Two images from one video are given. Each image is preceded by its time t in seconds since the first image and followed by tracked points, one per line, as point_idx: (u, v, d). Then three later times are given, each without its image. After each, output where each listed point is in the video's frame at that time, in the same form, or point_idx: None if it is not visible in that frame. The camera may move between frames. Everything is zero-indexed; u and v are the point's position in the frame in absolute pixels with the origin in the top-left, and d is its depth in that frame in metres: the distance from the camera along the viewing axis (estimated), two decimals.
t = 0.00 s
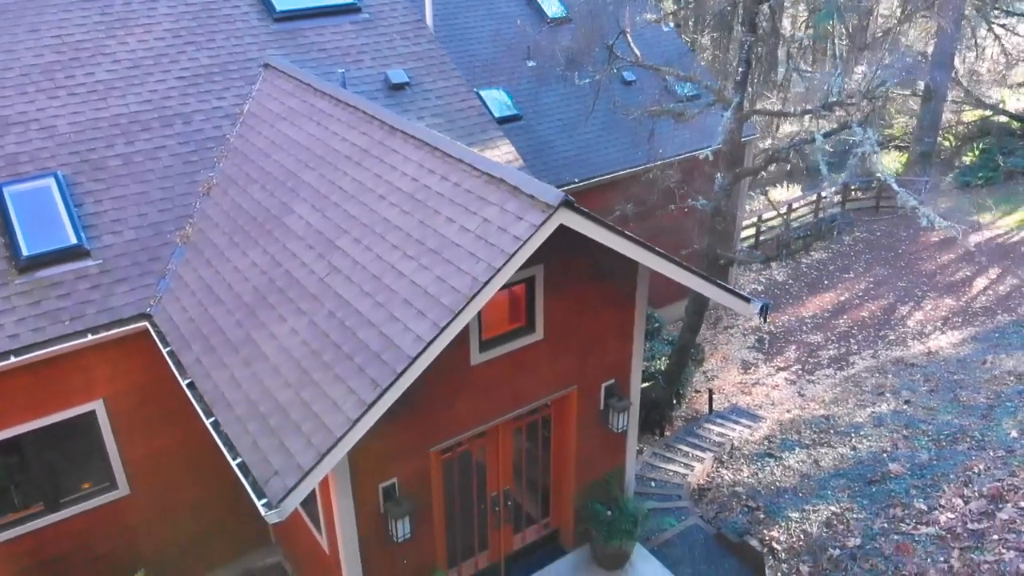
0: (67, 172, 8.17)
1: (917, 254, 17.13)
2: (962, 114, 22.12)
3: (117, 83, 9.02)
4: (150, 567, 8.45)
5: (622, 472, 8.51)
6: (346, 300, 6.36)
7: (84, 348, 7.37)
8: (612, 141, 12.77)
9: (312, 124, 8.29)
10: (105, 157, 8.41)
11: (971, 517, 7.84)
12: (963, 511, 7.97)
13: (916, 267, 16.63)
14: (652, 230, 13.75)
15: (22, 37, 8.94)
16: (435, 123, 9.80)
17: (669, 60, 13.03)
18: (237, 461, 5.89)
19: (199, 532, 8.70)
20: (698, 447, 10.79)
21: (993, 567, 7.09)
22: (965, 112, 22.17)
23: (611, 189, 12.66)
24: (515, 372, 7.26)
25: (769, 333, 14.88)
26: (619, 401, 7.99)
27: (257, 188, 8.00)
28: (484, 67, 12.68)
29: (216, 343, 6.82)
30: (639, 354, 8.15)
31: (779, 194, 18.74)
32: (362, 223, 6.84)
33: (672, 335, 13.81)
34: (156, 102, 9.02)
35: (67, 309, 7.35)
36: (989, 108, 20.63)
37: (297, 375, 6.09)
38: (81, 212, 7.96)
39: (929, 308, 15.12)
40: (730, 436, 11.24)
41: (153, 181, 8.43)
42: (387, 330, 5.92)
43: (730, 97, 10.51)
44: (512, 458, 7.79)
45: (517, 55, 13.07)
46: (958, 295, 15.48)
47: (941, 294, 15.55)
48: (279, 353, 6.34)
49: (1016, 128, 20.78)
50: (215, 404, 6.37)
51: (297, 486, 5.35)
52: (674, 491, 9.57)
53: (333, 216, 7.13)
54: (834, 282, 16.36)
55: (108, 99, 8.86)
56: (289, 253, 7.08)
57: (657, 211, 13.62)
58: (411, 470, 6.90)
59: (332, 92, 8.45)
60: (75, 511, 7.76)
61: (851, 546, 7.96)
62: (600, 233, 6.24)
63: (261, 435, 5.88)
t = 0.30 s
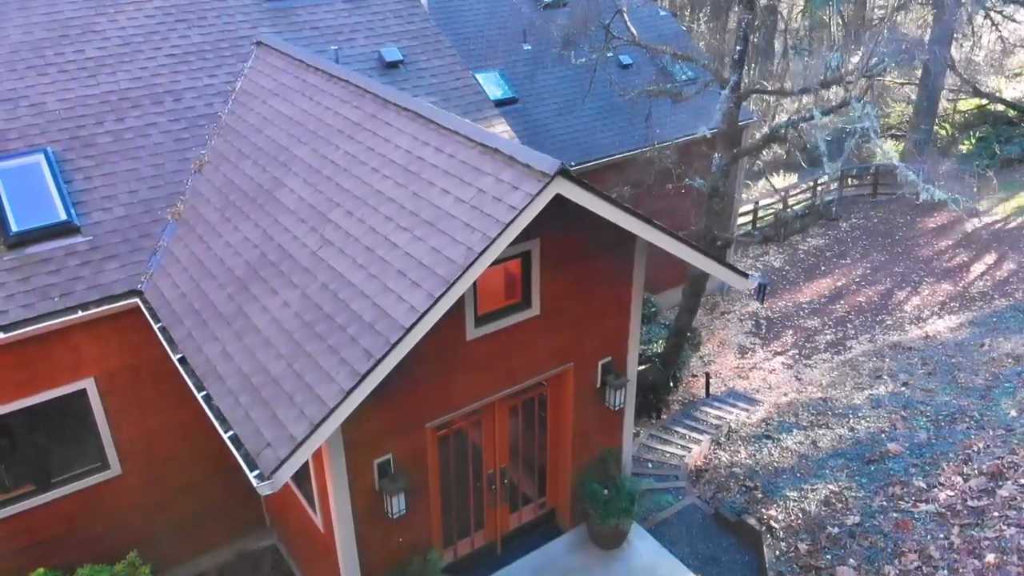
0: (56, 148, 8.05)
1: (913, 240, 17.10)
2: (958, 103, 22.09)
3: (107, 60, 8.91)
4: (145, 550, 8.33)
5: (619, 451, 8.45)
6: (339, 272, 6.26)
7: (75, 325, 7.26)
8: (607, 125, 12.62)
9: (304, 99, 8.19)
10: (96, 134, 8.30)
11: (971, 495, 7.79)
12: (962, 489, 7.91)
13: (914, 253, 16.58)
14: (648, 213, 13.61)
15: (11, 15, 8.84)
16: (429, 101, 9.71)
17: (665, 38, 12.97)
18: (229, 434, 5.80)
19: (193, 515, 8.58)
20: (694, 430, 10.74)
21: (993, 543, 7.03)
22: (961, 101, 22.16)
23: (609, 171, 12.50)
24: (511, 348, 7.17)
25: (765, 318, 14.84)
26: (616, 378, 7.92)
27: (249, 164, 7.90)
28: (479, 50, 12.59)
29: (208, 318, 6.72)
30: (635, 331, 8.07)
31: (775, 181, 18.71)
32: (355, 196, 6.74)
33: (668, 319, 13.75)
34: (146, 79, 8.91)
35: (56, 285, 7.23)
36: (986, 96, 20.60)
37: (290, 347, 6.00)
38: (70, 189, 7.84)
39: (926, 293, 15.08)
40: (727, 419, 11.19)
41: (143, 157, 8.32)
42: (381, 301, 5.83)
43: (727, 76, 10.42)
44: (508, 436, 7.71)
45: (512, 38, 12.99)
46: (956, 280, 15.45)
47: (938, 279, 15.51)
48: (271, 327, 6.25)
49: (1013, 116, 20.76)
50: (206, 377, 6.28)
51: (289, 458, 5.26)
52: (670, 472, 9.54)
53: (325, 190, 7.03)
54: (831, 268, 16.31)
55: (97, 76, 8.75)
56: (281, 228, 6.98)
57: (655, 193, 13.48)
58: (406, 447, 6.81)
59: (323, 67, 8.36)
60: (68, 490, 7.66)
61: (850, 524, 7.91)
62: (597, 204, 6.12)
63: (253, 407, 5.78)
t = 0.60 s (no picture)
0: (46, 125, 7.92)
1: (911, 226, 17.04)
2: (955, 92, 22.05)
3: (97, 37, 8.82)
4: (136, 531, 8.23)
5: (615, 430, 8.38)
6: (332, 245, 6.17)
7: (64, 302, 7.13)
8: (604, 107, 12.52)
9: (297, 74, 8.09)
10: (85, 110, 8.18)
11: (971, 472, 7.73)
12: (962, 467, 7.86)
13: (911, 239, 16.52)
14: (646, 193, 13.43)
15: None
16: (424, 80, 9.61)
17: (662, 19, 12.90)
18: (220, 406, 5.72)
19: (185, 497, 8.47)
20: (691, 412, 10.66)
21: (993, 520, 6.97)
22: (958, 90, 22.11)
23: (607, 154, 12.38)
24: (507, 323, 7.09)
25: (762, 304, 14.78)
26: (613, 355, 7.85)
27: (241, 139, 7.79)
28: (474, 33, 12.50)
29: (199, 293, 6.62)
30: (632, 308, 8.00)
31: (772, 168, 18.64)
32: (348, 168, 6.64)
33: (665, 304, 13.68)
34: (137, 56, 8.81)
35: (46, 261, 7.10)
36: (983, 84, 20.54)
37: (282, 319, 5.90)
38: (60, 165, 7.72)
39: (923, 279, 15.03)
40: (724, 402, 11.12)
41: (134, 134, 8.20)
42: (374, 273, 5.73)
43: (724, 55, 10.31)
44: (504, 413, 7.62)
45: (507, 21, 12.89)
46: (953, 266, 15.39)
47: (935, 265, 15.46)
48: (263, 299, 6.15)
49: (1010, 105, 20.72)
50: (198, 351, 6.19)
51: (282, 428, 5.17)
52: (668, 453, 9.56)
53: (318, 163, 6.93)
54: (828, 254, 16.25)
55: (88, 53, 8.64)
56: (273, 201, 6.88)
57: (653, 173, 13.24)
58: (401, 422, 6.72)
59: (317, 43, 8.27)
60: (58, 471, 7.55)
61: (849, 502, 7.84)
62: (594, 174, 6.03)
63: (245, 379, 5.69)
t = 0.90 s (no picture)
0: (35, 101, 7.80)
1: (908, 213, 16.99)
2: (951, 81, 22.02)
3: (89, 13, 8.77)
4: (129, 512, 8.15)
5: (612, 409, 8.31)
6: (325, 216, 6.08)
7: (55, 278, 7.02)
8: (601, 90, 12.42)
9: (289, 49, 7.99)
10: (76, 87, 8.06)
11: (971, 450, 7.67)
12: (963, 445, 7.80)
13: (909, 226, 16.46)
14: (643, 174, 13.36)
15: None
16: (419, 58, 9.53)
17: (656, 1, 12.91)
18: (212, 378, 5.63)
19: (180, 477, 8.39)
20: (689, 395, 10.61)
21: (995, 496, 6.89)
22: (954, 79, 22.09)
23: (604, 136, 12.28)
24: (504, 298, 7.00)
25: (760, 289, 14.72)
26: (610, 333, 7.77)
27: (234, 115, 7.68)
28: (468, 15, 12.46)
29: (190, 267, 6.53)
30: (629, 285, 7.92)
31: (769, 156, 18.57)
32: (342, 140, 6.55)
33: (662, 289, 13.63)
34: (128, 32, 8.77)
35: (36, 237, 6.97)
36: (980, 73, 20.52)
37: (275, 291, 5.81)
38: (50, 141, 7.60)
39: (921, 265, 14.98)
40: (721, 385, 11.07)
41: (125, 111, 8.09)
42: (368, 243, 5.64)
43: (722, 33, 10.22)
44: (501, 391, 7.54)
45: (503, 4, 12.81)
46: (951, 251, 15.34)
47: (933, 251, 15.41)
48: (255, 272, 6.06)
49: (1007, 93, 20.70)
50: (189, 325, 6.09)
51: (276, 398, 5.09)
52: (664, 435, 9.50)
53: (311, 136, 6.84)
54: (825, 240, 16.18)
55: (78, 29, 8.57)
56: (265, 175, 6.79)
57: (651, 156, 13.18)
58: (396, 397, 6.64)
59: (309, 17, 8.19)
60: (49, 451, 7.46)
61: (848, 481, 7.77)
62: (592, 143, 5.93)
63: (237, 351, 5.60)
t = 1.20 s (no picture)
0: (27, 77, 7.69)
1: (908, 200, 16.92)
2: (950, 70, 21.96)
3: None
4: (124, 493, 8.07)
5: (611, 389, 8.24)
6: (319, 188, 5.99)
7: (46, 254, 6.91)
8: (600, 73, 12.33)
9: (283, 24, 7.90)
10: (68, 64, 7.96)
11: (973, 429, 7.60)
12: (964, 424, 7.73)
13: (908, 213, 16.39)
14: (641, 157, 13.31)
15: None
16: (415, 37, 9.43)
17: None
18: (205, 351, 5.54)
19: (175, 459, 8.31)
20: (687, 378, 10.56)
21: (997, 474, 6.80)
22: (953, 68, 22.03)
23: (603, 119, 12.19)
24: (501, 275, 6.92)
25: (759, 275, 14.66)
26: (609, 311, 7.69)
27: (227, 90, 7.58)
28: None
29: (183, 241, 6.43)
30: (628, 263, 7.84)
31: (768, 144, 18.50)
32: (336, 113, 6.46)
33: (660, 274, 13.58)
34: (120, 10, 8.70)
35: (27, 213, 6.85)
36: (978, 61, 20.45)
37: (268, 264, 5.72)
38: (41, 117, 7.48)
39: (921, 251, 14.92)
40: (720, 368, 11.01)
41: (118, 88, 7.99)
42: (363, 214, 5.55)
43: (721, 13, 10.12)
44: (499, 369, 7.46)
45: None
46: (950, 238, 15.28)
47: (932, 237, 15.34)
48: (248, 245, 5.97)
49: (1006, 81, 20.62)
50: (182, 299, 6.00)
51: (269, 369, 5.01)
52: (664, 416, 9.52)
53: (305, 110, 6.74)
54: (824, 227, 16.11)
55: (70, 7, 8.49)
56: (259, 149, 6.70)
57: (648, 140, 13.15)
58: (393, 374, 6.56)
59: None
60: (43, 431, 7.37)
61: (849, 460, 7.70)
62: (589, 112, 5.84)
63: (230, 323, 5.51)
